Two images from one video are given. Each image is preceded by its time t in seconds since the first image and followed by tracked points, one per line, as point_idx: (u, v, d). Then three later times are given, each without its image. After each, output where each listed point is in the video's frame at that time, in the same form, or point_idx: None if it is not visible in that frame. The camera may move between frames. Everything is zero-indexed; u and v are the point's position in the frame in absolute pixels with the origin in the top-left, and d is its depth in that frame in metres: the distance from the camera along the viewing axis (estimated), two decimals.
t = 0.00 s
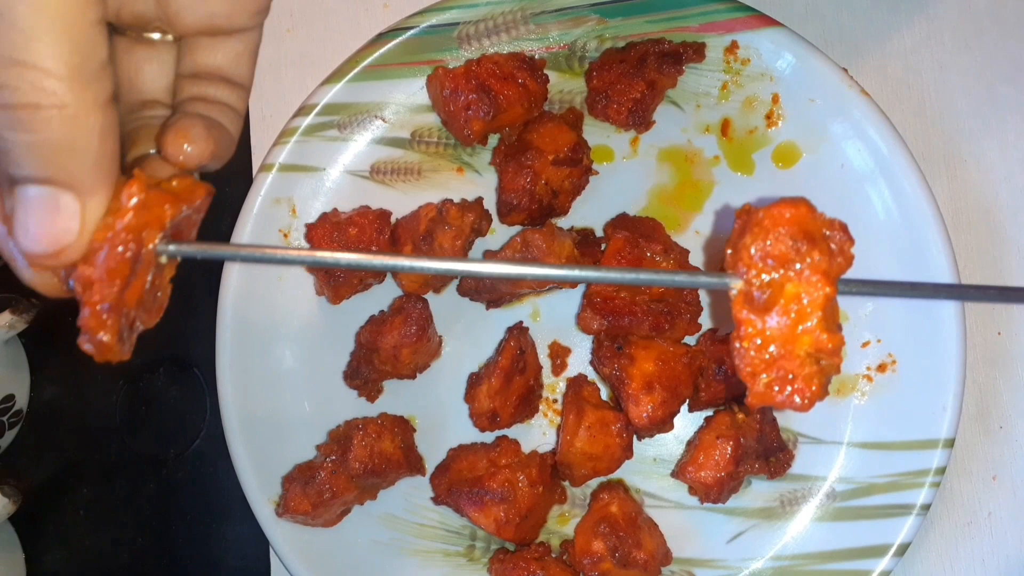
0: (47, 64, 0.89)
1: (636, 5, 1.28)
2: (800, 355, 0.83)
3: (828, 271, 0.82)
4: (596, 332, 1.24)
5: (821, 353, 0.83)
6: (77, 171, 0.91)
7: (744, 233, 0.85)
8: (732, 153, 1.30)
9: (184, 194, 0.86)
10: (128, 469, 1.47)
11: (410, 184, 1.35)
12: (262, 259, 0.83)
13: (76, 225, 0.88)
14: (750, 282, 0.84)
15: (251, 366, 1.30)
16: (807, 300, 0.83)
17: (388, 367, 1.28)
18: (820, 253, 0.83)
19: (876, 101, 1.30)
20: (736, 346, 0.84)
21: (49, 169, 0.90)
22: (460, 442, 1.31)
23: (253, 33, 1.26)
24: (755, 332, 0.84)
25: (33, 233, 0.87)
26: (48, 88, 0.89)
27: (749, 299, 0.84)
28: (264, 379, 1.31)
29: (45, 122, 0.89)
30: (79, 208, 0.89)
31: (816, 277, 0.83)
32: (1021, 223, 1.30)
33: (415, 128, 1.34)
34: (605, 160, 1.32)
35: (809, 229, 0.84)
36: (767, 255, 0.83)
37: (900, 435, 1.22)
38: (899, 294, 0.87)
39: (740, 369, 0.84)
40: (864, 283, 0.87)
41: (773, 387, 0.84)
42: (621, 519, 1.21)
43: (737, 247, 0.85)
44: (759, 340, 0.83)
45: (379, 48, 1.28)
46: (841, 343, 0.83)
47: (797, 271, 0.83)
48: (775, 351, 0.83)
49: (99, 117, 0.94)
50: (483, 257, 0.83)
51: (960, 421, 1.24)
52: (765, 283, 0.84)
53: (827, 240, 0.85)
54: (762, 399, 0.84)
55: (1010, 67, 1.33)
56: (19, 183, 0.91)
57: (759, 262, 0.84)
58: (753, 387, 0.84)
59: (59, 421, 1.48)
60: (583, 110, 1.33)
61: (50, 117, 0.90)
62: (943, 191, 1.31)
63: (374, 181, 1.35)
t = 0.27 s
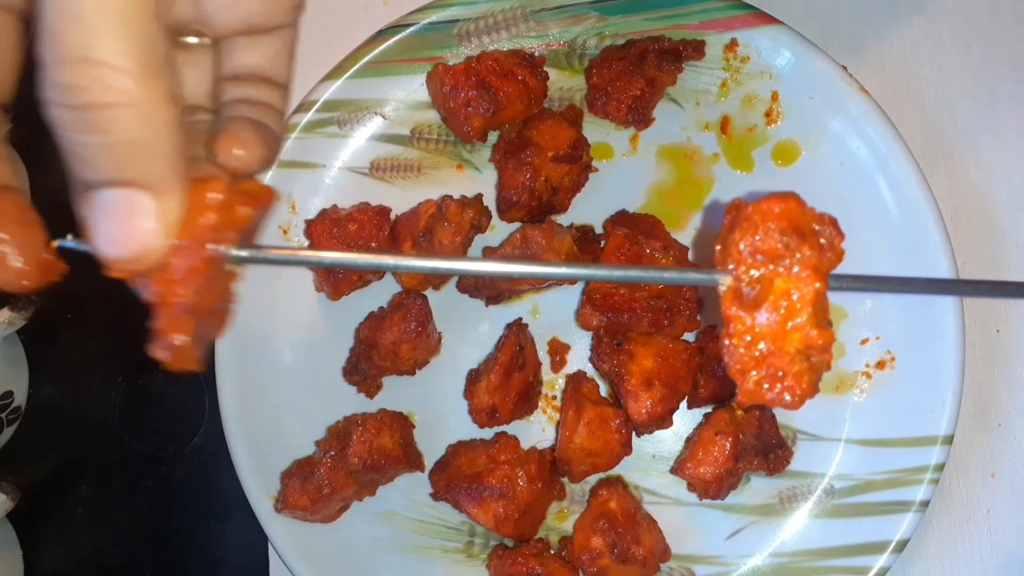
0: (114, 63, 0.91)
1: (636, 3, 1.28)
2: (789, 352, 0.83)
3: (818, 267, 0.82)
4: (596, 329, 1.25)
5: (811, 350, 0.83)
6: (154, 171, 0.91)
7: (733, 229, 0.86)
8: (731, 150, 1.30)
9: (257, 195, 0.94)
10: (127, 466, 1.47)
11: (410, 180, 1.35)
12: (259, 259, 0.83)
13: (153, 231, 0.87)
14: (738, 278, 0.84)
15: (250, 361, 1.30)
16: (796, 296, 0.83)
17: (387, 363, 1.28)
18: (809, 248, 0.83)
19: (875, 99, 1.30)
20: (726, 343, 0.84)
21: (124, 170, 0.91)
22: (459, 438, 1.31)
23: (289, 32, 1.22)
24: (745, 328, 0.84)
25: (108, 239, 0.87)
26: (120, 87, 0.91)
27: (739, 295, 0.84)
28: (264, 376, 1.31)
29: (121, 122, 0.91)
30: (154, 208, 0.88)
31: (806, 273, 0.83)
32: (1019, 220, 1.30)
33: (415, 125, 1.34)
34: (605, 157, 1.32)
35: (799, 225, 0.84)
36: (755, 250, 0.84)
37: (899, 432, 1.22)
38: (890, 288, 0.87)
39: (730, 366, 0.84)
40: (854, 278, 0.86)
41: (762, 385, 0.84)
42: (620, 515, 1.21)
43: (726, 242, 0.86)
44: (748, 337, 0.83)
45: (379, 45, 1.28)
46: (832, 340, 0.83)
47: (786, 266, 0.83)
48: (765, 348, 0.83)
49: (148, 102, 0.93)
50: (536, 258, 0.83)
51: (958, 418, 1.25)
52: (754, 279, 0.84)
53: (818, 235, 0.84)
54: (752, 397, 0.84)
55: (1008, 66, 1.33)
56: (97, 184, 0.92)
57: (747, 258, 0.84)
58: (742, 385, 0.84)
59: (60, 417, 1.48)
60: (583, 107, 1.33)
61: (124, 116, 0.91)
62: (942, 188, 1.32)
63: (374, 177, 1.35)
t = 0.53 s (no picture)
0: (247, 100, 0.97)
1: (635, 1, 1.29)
2: (769, 367, 0.86)
3: (796, 283, 0.85)
4: (595, 326, 1.25)
5: (789, 364, 0.86)
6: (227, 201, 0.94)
7: (712, 245, 0.88)
8: (731, 149, 1.30)
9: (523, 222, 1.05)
10: (127, 463, 1.47)
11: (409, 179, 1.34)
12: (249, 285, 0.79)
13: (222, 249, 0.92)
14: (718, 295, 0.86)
15: (250, 359, 1.30)
16: (775, 312, 0.85)
17: (387, 361, 1.27)
18: (787, 263, 0.85)
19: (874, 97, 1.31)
20: (707, 359, 0.87)
21: (493, 216, 0.85)
22: (458, 436, 1.31)
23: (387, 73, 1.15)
24: (724, 344, 0.86)
25: (93, 268, 0.75)
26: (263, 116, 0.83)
27: (719, 312, 0.86)
28: (263, 373, 1.31)
29: (486, 162, 0.84)
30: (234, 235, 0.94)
31: (784, 289, 0.85)
32: (1019, 219, 1.30)
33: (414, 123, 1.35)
34: (604, 155, 1.32)
35: (777, 241, 0.86)
36: (734, 267, 0.86)
37: (898, 431, 1.22)
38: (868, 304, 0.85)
39: (711, 381, 0.87)
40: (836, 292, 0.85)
41: (742, 399, 0.87)
42: (618, 513, 1.22)
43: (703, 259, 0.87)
44: (729, 353, 0.86)
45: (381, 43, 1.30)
46: (812, 354, 0.85)
47: (765, 282, 0.85)
48: (745, 364, 0.86)
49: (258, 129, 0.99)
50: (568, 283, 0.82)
51: (956, 416, 1.25)
52: (732, 295, 0.86)
53: (795, 250, 0.86)
54: (733, 411, 0.88)
55: (1009, 64, 1.33)
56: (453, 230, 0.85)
57: (725, 275, 0.86)
58: (724, 401, 0.87)
59: (58, 416, 1.40)
60: (583, 106, 1.33)
61: (488, 158, 0.84)
62: (941, 187, 1.32)
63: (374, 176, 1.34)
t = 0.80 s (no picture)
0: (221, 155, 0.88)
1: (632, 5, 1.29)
2: (763, 363, 0.88)
3: (791, 282, 0.87)
4: (590, 330, 1.26)
5: (785, 362, 0.87)
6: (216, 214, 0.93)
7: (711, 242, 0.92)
8: (727, 152, 1.31)
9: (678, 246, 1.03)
10: (123, 466, 1.46)
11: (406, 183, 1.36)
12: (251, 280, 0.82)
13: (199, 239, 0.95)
14: (716, 292, 0.90)
15: (247, 362, 1.30)
16: (773, 309, 0.87)
17: (384, 365, 1.28)
18: (782, 263, 0.87)
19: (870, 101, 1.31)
20: (704, 355, 0.89)
21: (652, 226, 0.91)
22: (455, 440, 1.31)
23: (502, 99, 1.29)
24: (721, 340, 0.89)
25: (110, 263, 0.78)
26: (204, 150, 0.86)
27: (715, 309, 0.90)
28: (261, 377, 1.31)
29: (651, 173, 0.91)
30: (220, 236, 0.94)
31: (779, 287, 0.87)
32: (1015, 223, 1.30)
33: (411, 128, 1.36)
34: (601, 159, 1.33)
35: (774, 241, 0.88)
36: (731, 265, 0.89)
37: (895, 434, 1.22)
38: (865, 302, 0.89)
39: (707, 377, 0.89)
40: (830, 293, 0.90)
41: (737, 395, 0.89)
42: (615, 516, 1.22)
43: (700, 254, 0.92)
44: (724, 349, 0.89)
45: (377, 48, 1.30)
46: (805, 351, 0.87)
47: (760, 281, 0.88)
48: (740, 360, 0.88)
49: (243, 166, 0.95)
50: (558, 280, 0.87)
51: (952, 419, 1.25)
52: (729, 292, 0.89)
53: (793, 251, 0.89)
54: (728, 407, 0.89)
55: (1007, 68, 1.33)
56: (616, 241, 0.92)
57: (722, 272, 0.90)
58: (719, 396, 0.89)
59: (55, 416, 1.42)
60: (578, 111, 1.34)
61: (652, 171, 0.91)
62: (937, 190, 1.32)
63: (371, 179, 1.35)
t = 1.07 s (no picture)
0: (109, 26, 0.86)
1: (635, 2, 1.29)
2: (786, 354, 0.86)
3: (813, 272, 0.86)
4: (593, 326, 1.26)
5: (809, 353, 0.86)
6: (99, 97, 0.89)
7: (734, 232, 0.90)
8: (730, 150, 1.30)
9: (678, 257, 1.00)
10: (122, 461, 1.47)
11: (409, 178, 1.36)
12: (258, 266, 0.81)
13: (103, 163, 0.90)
14: (739, 283, 0.88)
15: (249, 358, 1.31)
16: (796, 300, 0.86)
17: (385, 360, 1.28)
18: (805, 253, 0.87)
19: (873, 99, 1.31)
20: (726, 346, 0.88)
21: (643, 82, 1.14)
22: (457, 435, 1.31)
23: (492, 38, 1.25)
24: (743, 331, 0.87)
25: (131, 250, 0.75)
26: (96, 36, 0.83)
27: (737, 300, 0.88)
28: (263, 371, 1.31)
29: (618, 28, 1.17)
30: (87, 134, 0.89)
31: (802, 277, 0.87)
32: (1017, 222, 1.30)
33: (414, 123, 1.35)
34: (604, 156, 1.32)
35: (796, 230, 0.88)
36: (753, 255, 0.88)
37: (897, 432, 1.22)
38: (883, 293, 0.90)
39: (729, 368, 0.87)
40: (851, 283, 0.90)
41: (759, 385, 0.87)
42: (616, 513, 1.22)
43: (725, 245, 0.86)
44: (746, 340, 0.87)
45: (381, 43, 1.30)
46: (828, 342, 0.86)
47: (783, 271, 0.87)
48: (763, 350, 0.86)
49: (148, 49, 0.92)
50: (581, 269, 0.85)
51: (954, 418, 1.25)
52: (752, 284, 0.87)
53: (813, 242, 0.88)
54: (750, 398, 0.87)
55: (1008, 68, 1.33)
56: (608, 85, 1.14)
57: (746, 262, 0.87)
58: (741, 386, 0.87)
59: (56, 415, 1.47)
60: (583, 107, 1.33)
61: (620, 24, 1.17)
62: (941, 189, 1.32)
63: (373, 175, 1.35)
